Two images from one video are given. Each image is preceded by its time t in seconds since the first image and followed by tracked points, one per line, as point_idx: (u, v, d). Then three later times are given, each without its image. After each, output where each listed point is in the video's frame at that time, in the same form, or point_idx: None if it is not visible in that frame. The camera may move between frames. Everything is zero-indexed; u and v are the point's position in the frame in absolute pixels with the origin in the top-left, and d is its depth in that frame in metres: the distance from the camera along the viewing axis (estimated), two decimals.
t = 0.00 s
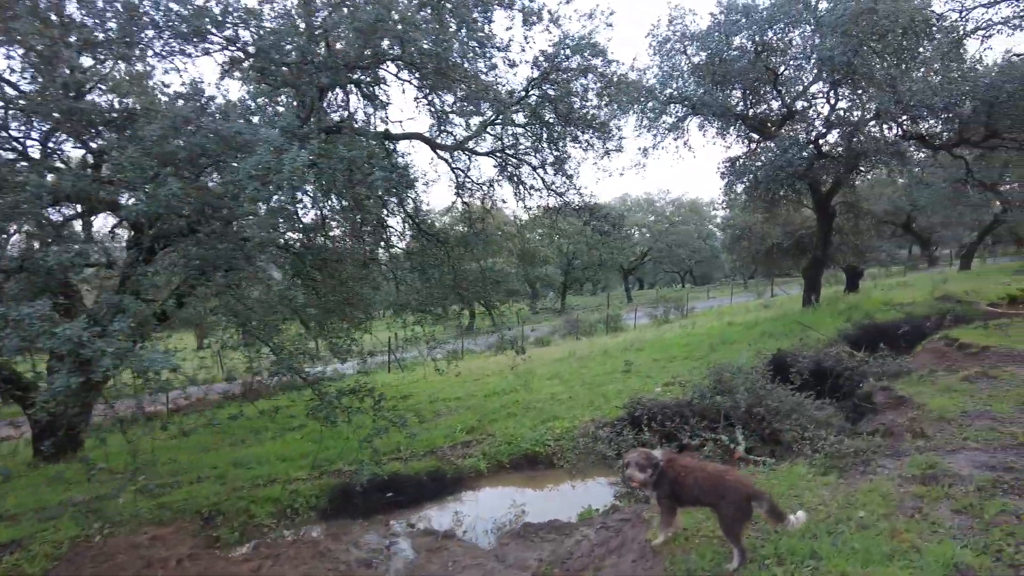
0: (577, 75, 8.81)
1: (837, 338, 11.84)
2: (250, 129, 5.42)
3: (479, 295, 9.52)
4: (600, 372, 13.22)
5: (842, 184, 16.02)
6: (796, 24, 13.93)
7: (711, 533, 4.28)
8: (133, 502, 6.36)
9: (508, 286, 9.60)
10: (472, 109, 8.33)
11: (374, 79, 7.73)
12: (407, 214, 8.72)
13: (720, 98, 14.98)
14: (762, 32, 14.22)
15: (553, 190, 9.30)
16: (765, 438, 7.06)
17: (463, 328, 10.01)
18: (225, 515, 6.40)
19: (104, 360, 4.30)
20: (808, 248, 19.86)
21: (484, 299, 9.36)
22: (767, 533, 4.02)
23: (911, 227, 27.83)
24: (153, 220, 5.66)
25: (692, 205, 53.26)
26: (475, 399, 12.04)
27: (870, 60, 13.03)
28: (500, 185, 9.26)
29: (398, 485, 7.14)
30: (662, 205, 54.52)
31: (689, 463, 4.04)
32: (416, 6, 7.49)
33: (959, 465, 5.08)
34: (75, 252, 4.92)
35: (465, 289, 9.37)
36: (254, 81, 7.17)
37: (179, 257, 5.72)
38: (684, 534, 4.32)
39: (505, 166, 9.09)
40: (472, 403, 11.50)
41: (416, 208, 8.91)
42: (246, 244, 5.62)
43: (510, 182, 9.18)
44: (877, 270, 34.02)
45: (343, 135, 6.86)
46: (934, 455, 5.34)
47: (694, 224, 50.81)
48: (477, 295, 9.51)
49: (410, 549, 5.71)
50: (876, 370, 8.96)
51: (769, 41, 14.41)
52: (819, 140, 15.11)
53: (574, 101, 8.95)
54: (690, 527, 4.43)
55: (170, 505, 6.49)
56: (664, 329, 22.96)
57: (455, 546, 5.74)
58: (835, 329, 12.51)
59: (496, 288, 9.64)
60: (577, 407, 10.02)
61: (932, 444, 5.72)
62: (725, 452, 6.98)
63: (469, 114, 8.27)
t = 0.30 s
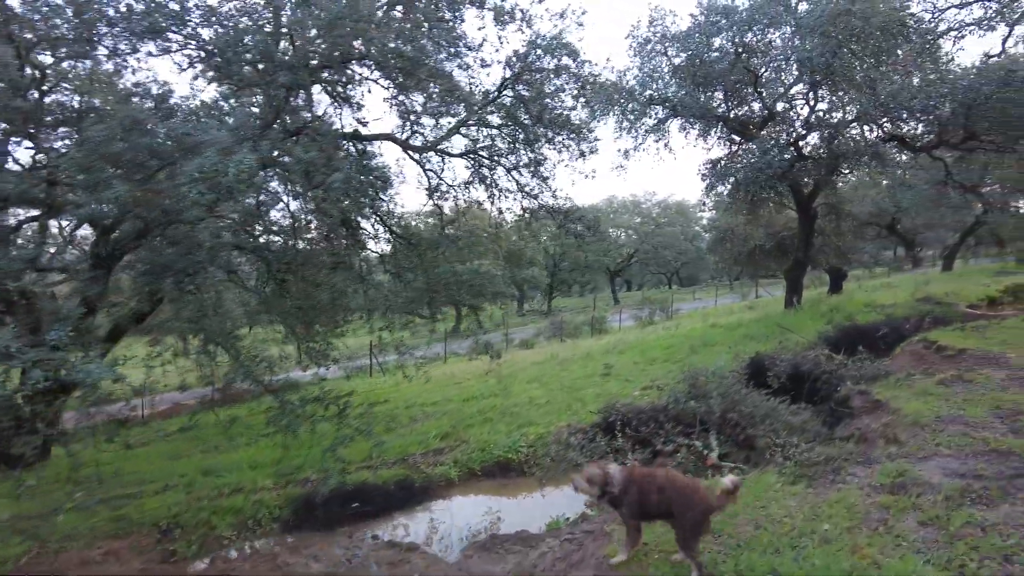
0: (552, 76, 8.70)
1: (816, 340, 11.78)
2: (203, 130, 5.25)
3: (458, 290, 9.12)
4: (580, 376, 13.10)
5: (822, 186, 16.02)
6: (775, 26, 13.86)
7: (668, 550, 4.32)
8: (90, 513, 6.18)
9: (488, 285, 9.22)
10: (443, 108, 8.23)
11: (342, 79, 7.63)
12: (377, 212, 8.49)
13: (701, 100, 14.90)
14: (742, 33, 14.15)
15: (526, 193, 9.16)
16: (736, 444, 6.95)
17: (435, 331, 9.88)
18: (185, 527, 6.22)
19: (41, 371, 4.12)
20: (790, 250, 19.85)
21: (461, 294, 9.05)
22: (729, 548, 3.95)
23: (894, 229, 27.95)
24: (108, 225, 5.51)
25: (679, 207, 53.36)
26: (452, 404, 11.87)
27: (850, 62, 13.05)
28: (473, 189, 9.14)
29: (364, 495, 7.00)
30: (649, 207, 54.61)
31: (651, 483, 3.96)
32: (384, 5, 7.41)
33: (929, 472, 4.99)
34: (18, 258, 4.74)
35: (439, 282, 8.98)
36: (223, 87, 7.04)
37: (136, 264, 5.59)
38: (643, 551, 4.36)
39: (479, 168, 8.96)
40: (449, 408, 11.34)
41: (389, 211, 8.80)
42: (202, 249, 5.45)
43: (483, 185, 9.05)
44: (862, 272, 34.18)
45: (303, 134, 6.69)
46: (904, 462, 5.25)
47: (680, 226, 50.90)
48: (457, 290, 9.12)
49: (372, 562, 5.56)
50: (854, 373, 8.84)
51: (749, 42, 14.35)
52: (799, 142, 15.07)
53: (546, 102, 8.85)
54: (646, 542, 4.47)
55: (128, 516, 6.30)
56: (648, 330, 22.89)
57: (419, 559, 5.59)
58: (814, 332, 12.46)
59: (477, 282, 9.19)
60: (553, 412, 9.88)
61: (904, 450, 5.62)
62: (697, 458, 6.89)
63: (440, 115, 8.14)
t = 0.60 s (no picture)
0: (522, 76, 8.55)
1: (789, 343, 11.79)
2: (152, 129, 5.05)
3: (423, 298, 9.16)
4: (555, 379, 12.99)
5: (796, 188, 16.10)
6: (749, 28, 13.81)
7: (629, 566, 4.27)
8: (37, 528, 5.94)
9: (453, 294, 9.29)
10: (410, 108, 8.07)
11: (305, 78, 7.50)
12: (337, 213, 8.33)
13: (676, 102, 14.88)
14: (716, 35, 14.11)
15: (495, 195, 9.01)
16: (706, 448, 6.89)
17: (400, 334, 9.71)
18: (138, 541, 6.01)
19: None
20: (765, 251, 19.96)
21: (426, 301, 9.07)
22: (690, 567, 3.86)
23: (869, 230, 28.26)
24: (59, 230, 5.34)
25: (658, 208, 53.63)
26: (424, 409, 11.68)
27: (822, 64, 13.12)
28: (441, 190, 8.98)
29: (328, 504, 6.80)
30: (628, 208, 54.79)
31: (607, 492, 4.02)
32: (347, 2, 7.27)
33: (895, 478, 4.94)
34: None
35: (404, 288, 8.99)
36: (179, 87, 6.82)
37: (85, 270, 5.38)
38: (603, 566, 4.33)
39: (449, 170, 8.80)
40: (421, 413, 11.16)
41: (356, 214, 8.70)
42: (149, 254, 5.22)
43: (451, 186, 8.89)
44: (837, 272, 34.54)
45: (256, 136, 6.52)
46: (872, 469, 5.18)
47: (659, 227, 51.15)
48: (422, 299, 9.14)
49: None
50: (825, 376, 8.81)
51: (723, 44, 14.29)
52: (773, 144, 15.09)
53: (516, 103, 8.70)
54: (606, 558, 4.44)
55: (78, 531, 6.08)
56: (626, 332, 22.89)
57: (379, 572, 5.43)
58: (788, 334, 12.47)
59: (442, 288, 9.27)
60: (525, 416, 9.76)
61: (871, 456, 5.55)
62: (666, 464, 6.81)
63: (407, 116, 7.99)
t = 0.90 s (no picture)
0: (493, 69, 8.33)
1: (764, 343, 11.73)
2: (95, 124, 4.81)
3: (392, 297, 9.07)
4: (529, 379, 12.83)
5: (772, 188, 16.09)
6: (726, 25, 13.71)
7: None
8: None
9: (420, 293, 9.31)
10: (376, 101, 7.84)
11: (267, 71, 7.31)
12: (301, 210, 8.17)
13: (654, 100, 14.79)
14: (693, 33, 14.02)
15: (465, 192, 8.80)
16: (678, 450, 6.76)
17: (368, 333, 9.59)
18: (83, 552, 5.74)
19: None
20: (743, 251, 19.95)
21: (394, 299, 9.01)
22: None
23: (846, 231, 28.45)
24: None
25: (638, 207, 53.73)
26: (396, 412, 11.44)
27: (798, 63, 13.05)
28: (409, 186, 8.76)
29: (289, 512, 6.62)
30: (609, 207, 54.82)
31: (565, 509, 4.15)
32: None
33: (867, 482, 4.84)
34: None
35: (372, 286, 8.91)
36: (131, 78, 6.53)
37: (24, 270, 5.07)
38: None
39: (420, 166, 8.59)
40: (392, 415, 10.95)
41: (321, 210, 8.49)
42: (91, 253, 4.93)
43: (419, 182, 8.68)
44: (814, 273, 34.73)
45: (211, 128, 6.32)
46: (844, 473, 5.06)
47: (640, 227, 51.26)
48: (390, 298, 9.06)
49: None
50: (799, 377, 8.72)
51: (700, 43, 14.21)
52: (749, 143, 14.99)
53: (486, 97, 8.50)
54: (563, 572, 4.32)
55: (20, 541, 5.80)
56: (605, 331, 22.81)
57: None
58: (763, 333, 12.41)
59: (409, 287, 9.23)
60: (497, 418, 9.58)
61: (843, 459, 5.43)
62: (637, 467, 6.66)
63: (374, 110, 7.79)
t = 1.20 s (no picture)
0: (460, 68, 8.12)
1: (735, 345, 11.69)
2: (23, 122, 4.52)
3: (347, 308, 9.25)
4: (500, 382, 12.65)
5: (743, 189, 16.12)
6: (697, 26, 13.64)
7: None
8: None
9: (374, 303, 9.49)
10: (337, 99, 7.61)
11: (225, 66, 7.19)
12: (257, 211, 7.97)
13: (627, 101, 14.70)
14: (665, 33, 13.92)
15: (431, 193, 8.59)
16: (646, 456, 6.62)
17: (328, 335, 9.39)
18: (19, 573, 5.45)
19: None
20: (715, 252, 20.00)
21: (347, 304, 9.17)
22: None
23: (817, 231, 28.72)
24: None
25: (613, 207, 53.86)
26: (362, 418, 11.17)
27: (768, 65, 13.01)
28: (373, 186, 8.54)
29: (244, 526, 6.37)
30: (584, 207, 54.86)
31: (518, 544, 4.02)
32: None
33: (835, 492, 4.74)
34: None
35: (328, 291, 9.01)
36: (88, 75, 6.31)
37: None
38: None
39: (384, 166, 8.38)
40: (358, 422, 10.69)
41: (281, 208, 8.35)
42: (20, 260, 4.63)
43: (383, 183, 8.45)
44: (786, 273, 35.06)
45: (157, 127, 6.12)
46: (811, 483, 4.96)
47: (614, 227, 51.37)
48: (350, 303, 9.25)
49: None
50: (769, 380, 8.64)
51: (672, 43, 14.12)
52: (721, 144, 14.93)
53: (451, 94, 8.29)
54: None
55: None
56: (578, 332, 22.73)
57: None
58: (735, 336, 12.36)
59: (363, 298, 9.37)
60: (465, 424, 9.37)
61: (812, 468, 5.33)
62: (604, 476, 6.52)
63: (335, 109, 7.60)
